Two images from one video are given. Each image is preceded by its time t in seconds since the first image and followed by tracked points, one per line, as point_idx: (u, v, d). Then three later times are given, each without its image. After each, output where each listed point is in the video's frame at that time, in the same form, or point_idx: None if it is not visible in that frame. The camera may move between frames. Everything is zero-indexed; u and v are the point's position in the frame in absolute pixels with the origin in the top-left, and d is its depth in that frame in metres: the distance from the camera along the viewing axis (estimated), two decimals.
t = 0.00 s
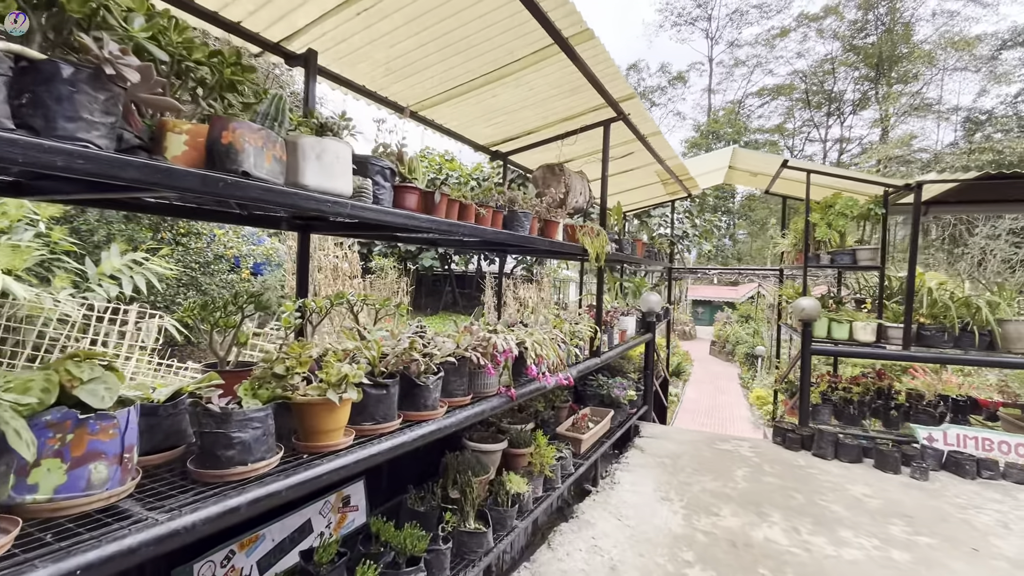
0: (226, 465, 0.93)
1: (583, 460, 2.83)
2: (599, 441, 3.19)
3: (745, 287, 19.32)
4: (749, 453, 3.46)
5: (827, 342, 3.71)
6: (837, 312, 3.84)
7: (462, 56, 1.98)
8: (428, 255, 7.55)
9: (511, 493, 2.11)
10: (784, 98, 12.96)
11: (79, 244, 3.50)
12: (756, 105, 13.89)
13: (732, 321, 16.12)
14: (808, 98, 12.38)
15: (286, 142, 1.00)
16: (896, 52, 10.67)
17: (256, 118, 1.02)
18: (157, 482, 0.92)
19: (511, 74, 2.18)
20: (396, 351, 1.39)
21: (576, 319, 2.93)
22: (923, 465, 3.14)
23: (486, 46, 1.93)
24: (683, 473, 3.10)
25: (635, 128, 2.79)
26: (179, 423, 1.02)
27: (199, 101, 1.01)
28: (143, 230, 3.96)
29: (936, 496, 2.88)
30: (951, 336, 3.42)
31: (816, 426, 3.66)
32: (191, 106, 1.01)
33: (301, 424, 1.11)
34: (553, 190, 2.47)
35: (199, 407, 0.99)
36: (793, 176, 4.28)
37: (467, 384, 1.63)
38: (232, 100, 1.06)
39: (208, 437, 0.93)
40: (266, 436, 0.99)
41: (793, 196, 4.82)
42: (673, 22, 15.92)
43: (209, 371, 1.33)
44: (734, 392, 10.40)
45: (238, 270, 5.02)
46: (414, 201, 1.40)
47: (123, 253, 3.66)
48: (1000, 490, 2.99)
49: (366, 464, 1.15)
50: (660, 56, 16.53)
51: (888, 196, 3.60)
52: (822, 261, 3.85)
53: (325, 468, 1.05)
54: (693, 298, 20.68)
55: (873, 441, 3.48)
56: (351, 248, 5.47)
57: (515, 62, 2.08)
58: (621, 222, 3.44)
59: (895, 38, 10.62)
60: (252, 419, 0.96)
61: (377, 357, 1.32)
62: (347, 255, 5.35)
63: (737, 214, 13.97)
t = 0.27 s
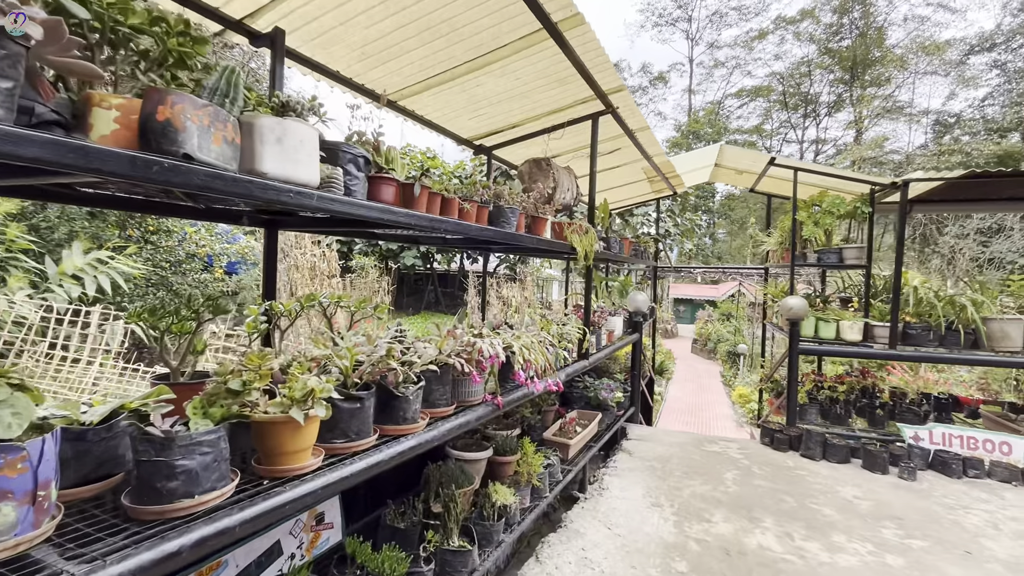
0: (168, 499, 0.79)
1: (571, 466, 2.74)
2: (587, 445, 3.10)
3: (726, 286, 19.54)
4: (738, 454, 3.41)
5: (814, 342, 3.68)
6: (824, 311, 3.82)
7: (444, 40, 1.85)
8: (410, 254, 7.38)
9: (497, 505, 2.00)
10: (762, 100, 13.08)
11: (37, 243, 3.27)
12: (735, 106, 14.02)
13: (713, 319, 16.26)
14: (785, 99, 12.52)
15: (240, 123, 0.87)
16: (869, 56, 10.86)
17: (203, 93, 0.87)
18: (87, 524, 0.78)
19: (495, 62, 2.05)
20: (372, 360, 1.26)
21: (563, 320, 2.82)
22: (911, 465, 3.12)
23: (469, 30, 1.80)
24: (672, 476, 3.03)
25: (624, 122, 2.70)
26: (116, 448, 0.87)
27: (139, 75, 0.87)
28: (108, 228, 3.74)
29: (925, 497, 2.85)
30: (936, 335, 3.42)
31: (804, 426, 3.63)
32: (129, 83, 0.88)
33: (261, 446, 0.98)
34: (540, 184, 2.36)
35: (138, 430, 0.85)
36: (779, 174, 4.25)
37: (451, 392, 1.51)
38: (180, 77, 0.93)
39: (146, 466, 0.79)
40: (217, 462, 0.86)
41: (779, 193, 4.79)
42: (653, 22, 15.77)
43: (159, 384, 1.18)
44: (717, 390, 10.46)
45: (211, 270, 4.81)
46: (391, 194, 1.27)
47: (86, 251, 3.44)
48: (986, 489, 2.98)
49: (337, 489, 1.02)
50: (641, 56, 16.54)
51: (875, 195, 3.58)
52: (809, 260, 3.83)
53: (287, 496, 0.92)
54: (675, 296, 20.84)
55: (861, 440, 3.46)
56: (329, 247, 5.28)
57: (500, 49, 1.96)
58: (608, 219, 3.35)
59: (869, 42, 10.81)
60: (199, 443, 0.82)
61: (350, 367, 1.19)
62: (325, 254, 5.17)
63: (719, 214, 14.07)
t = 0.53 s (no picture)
0: (84, 544, 0.66)
1: (555, 471, 2.65)
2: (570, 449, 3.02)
3: (703, 284, 19.79)
4: (722, 455, 3.38)
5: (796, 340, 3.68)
6: (806, 310, 3.82)
7: (420, 24, 1.73)
8: (388, 252, 7.21)
9: (478, 517, 1.89)
10: (737, 101, 13.23)
11: None
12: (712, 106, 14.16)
13: (692, 317, 16.44)
14: (760, 101, 12.70)
15: (175, 98, 0.74)
16: (840, 60, 11.15)
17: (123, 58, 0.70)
18: None
19: (475, 49, 1.94)
20: (339, 369, 1.14)
21: (546, 321, 2.73)
22: (892, 463, 3.13)
23: (447, 12, 1.69)
24: (657, 480, 2.97)
25: (608, 115, 2.61)
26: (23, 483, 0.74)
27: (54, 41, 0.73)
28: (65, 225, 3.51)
29: (907, 495, 2.86)
30: (916, 333, 3.44)
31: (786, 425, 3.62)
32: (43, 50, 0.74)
33: (206, 472, 0.85)
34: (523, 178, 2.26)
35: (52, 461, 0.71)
36: (760, 172, 4.24)
37: (427, 402, 1.40)
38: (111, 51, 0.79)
39: (57, 505, 0.66)
40: (150, 496, 0.73)
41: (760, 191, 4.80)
42: (632, 23, 15.79)
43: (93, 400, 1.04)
44: (696, 387, 10.56)
45: (179, 269, 4.56)
46: (361, 185, 1.15)
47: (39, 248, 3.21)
48: (965, 486, 3.00)
49: (297, 517, 0.90)
50: (620, 56, 16.56)
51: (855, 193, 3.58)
52: (791, 258, 3.82)
53: (237, 530, 0.80)
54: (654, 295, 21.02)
55: (842, 439, 3.47)
56: (303, 245, 5.09)
57: (480, 34, 1.85)
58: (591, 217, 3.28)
59: (840, 46, 11.07)
60: (126, 475, 0.70)
61: (314, 378, 1.07)
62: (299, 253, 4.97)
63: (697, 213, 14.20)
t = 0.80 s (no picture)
0: None
1: (536, 475, 2.56)
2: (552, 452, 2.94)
3: (679, 281, 20.04)
4: (703, 454, 3.35)
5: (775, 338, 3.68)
6: (785, 307, 3.83)
7: (392, 4, 1.61)
8: (363, 250, 7.02)
9: (457, 528, 1.79)
10: (711, 102, 13.40)
11: None
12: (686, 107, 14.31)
13: (668, 314, 16.61)
14: (733, 102, 12.90)
15: (99, 63, 0.62)
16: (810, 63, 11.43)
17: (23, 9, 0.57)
18: None
19: (452, 33, 1.83)
20: (303, 377, 1.03)
21: (527, 320, 2.65)
22: (869, 459, 3.15)
23: None
24: (640, 481, 2.92)
25: (590, 109, 2.54)
26: None
27: None
28: (13, 220, 3.25)
29: (885, 491, 2.87)
30: (891, 330, 3.48)
31: (766, 423, 3.62)
32: None
33: (144, 501, 0.73)
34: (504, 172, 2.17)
35: None
36: (739, 169, 4.24)
37: (401, 410, 1.30)
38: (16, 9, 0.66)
39: None
40: (64, 538, 0.61)
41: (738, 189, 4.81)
42: (609, 22, 15.46)
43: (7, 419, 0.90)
44: (673, 384, 10.68)
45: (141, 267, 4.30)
46: (326, 173, 1.04)
47: None
48: (940, 480, 3.04)
49: (251, 549, 0.79)
50: (597, 56, 16.48)
51: (833, 191, 3.59)
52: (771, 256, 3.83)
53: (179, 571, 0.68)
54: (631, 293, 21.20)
55: (820, 436, 3.48)
56: (273, 243, 4.88)
57: (457, 18, 1.74)
58: (572, 214, 3.21)
59: (809, 50, 11.34)
60: (37, 515, 0.58)
61: (273, 389, 0.95)
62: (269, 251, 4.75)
63: (674, 212, 14.33)
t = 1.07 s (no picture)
0: None
1: (517, 483, 2.46)
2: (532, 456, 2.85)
3: (653, 280, 20.27)
4: (684, 455, 3.32)
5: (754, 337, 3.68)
6: (763, 305, 3.84)
7: None
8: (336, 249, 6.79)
9: (435, 545, 1.67)
10: (683, 103, 13.57)
11: None
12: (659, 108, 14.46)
13: (643, 312, 16.77)
14: (705, 103, 13.09)
15: None
16: (778, 66, 11.72)
17: None
18: None
19: (427, 15, 1.70)
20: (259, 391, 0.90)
21: (507, 321, 2.54)
22: (847, 457, 3.16)
23: None
24: (622, 484, 2.85)
25: (571, 101, 2.45)
26: None
27: None
28: None
29: (863, 488, 2.88)
30: (866, 327, 3.51)
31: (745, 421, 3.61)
32: None
33: (55, 551, 0.60)
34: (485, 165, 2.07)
35: None
36: (717, 166, 4.22)
37: (373, 423, 1.17)
38: None
39: None
40: None
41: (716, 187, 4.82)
42: (583, 22, 15.35)
43: None
44: (648, 382, 10.76)
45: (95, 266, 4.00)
46: (285, 158, 0.91)
47: None
48: (914, 476, 3.08)
49: None
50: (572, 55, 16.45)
51: (810, 189, 3.61)
52: (749, 254, 3.83)
53: None
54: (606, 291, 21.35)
55: (798, 433, 3.49)
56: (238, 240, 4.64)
57: None
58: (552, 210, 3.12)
59: (777, 53, 11.63)
60: None
61: (220, 407, 0.82)
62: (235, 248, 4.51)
63: (648, 211, 14.45)
